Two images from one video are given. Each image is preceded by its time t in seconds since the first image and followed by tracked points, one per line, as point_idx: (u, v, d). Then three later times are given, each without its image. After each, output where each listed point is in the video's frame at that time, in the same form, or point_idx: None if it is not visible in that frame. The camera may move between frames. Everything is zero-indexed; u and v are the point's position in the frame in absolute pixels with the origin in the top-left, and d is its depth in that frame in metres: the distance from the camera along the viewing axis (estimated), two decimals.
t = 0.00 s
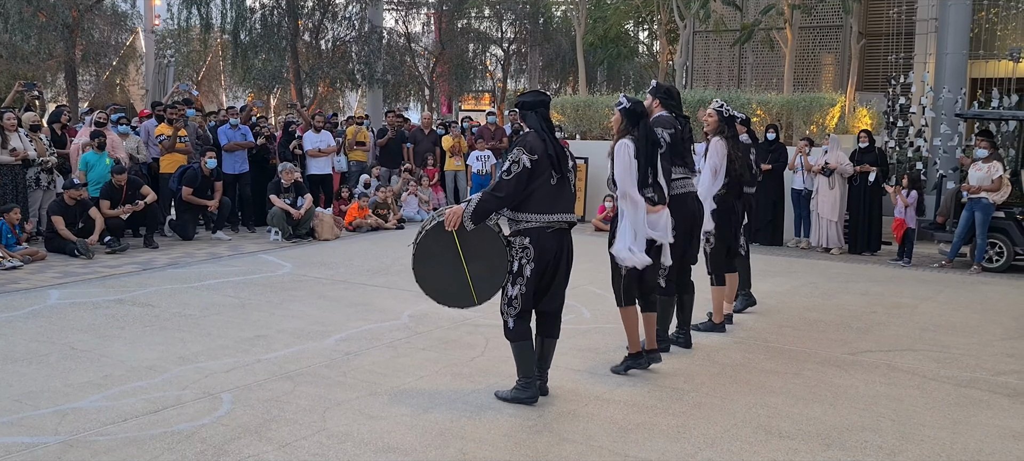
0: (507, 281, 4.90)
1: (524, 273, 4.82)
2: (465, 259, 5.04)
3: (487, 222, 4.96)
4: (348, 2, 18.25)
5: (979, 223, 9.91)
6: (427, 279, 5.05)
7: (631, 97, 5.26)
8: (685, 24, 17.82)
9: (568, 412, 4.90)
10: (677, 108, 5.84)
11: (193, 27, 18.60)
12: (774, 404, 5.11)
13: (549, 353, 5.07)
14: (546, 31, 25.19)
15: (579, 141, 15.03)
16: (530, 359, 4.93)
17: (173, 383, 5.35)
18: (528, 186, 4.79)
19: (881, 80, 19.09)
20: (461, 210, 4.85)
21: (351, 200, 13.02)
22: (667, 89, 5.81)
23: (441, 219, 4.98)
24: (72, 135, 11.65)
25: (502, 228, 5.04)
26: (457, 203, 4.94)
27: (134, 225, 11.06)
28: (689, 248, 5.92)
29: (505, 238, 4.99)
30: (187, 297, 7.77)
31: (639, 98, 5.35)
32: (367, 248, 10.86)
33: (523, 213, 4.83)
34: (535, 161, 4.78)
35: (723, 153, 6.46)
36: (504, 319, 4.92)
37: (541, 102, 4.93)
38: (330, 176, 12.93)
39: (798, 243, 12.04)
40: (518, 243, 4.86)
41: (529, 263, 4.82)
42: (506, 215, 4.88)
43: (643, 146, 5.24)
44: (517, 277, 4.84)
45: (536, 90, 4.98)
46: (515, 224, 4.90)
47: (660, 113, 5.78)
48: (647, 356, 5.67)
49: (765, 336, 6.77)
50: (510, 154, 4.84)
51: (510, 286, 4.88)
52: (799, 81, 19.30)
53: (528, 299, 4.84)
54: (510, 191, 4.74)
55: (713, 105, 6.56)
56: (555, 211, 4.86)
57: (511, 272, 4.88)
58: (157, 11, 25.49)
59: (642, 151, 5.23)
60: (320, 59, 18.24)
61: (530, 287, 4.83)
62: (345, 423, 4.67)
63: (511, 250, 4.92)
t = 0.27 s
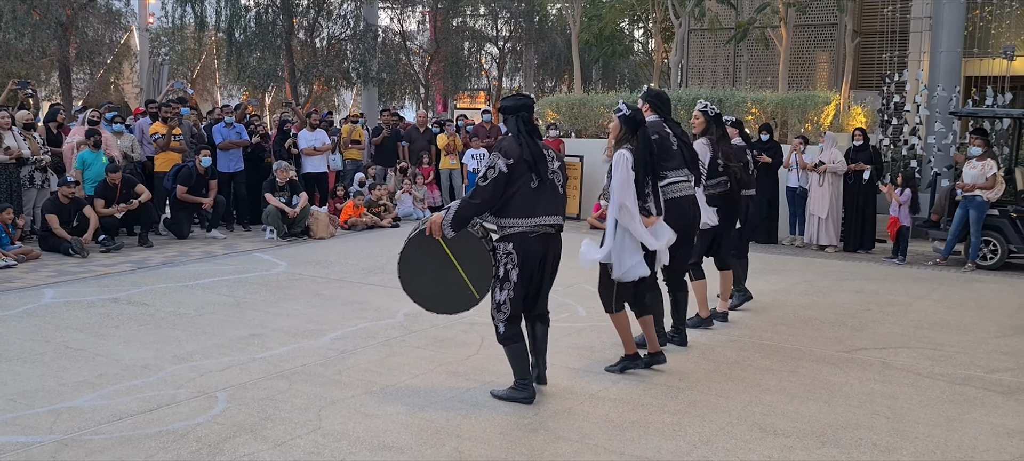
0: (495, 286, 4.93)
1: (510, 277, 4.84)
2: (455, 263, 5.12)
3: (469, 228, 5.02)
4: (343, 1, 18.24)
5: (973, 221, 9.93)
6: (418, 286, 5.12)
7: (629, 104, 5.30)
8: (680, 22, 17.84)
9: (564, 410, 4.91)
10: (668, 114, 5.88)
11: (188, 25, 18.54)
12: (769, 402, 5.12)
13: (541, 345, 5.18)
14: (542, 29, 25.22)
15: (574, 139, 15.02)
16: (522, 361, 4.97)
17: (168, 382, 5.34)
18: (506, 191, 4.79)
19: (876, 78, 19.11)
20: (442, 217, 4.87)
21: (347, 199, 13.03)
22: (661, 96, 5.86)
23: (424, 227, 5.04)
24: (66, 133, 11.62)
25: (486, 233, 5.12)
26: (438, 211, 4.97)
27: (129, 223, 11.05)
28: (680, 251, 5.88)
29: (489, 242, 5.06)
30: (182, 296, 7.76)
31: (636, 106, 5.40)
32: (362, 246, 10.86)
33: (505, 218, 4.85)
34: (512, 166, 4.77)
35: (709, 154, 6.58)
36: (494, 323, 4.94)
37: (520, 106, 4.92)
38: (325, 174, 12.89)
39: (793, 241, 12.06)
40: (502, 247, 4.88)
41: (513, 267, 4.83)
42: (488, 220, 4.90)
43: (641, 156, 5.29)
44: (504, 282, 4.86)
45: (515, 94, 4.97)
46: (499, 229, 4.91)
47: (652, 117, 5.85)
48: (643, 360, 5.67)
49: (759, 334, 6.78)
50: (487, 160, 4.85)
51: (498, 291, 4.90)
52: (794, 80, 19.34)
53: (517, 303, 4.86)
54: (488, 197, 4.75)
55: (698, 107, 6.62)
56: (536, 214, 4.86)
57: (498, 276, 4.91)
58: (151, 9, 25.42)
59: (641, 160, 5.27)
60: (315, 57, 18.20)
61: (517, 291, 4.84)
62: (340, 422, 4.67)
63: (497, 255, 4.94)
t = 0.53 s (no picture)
0: (490, 282, 4.93)
1: (505, 273, 4.85)
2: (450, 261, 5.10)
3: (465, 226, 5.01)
4: None
5: (969, 219, 9.94)
6: (417, 282, 5.17)
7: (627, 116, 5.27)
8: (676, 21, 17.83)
9: (561, 409, 4.91)
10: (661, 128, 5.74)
11: (183, 23, 18.52)
12: (766, 400, 5.13)
13: (542, 347, 5.06)
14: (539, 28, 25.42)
15: (570, 138, 15.02)
16: (518, 356, 4.95)
17: (164, 381, 5.33)
18: (502, 188, 4.80)
19: (871, 77, 19.13)
20: (438, 214, 4.86)
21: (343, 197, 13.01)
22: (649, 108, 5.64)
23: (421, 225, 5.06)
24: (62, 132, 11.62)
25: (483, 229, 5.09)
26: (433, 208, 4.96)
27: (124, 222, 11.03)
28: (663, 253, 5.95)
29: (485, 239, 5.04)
30: (178, 295, 7.75)
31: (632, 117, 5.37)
32: (359, 245, 10.85)
33: (500, 215, 4.85)
34: (507, 164, 4.78)
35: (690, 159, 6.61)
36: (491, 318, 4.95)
37: (516, 102, 4.91)
38: (322, 172, 12.87)
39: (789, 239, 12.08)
40: (497, 244, 4.87)
41: (508, 264, 4.83)
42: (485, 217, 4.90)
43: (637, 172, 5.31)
44: (499, 278, 4.87)
45: (512, 88, 4.95)
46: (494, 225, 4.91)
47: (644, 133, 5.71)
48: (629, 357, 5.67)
49: (756, 332, 6.79)
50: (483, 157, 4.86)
51: (493, 287, 4.91)
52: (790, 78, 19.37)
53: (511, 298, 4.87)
54: (482, 195, 4.76)
55: (682, 117, 6.71)
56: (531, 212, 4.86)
57: (493, 272, 4.91)
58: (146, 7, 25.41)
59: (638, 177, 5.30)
60: (311, 56, 18.17)
61: (512, 287, 4.85)
62: (337, 420, 4.67)
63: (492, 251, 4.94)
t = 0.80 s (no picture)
0: (482, 279, 4.92)
1: (501, 274, 4.85)
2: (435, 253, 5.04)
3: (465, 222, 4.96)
4: None
5: (963, 217, 9.97)
6: (402, 268, 5.10)
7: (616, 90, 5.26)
8: (671, 19, 17.82)
9: (556, 408, 4.91)
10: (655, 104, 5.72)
11: (178, 22, 18.49)
12: (761, 398, 5.13)
13: (538, 357, 4.99)
14: (533, 26, 25.15)
15: (566, 136, 15.02)
16: (500, 350, 4.98)
17: (159, 381, 5.32)
18: (508, 191, 4.79)
19: (867, 75, 19.15)
20: (438, 205, 4.84)
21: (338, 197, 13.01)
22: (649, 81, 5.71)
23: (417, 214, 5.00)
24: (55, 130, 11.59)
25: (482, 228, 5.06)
26: (433, 200, 4.93)
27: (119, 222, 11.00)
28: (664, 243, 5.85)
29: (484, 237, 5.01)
30: (172, 294, 7.73)
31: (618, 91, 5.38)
32: (354, 244, 10.83)
33: (505, 217, 4.85)
34: (515, 167, 4.77)
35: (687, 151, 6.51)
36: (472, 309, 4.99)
37: (525, 106, 4.91)
38: (317, 172, 12.83)
39: (784, 237, 12.09)
40: (500, 247, 4.87)
41: (507, 266, 4.84)
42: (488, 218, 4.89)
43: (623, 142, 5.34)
44: (492, 277, 4.87)
45: (521, 91, 4.95)
46: (498, 227, 4.91)
47: (638, 106, 5.70)
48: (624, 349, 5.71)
49: (750, 330, 6.79)
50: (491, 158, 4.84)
51: (483, 284, 4.91)
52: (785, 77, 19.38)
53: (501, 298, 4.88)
54: (487, 194, 4.75)
55: (670, 110, 6.65)
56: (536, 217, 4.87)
57: (486, 271, 4.91)
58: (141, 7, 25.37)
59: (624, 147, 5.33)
60: (306, 55, 18.14)
61: (505, 288, 4.85)
62: (332, 420, 4.66)
63: (492, 251, 4.94)
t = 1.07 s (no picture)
0: (478, 276, 4.93)
1: (494, 269, 4.85)
2: (439, 254, 5.03)
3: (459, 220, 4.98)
4: None
5: (960, 216, 9.99)
6: (398, 271, 5.06)
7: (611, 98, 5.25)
8: (668, 19, 17.82)
9: (553, 407, 4.91)
10: (656, 107, 5.80)
11: (174, 22, 18.47)
12: (758, 397, 5.14)
13: (535, 354, 5.00)
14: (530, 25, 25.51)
15: (562, 136, 15.03)
16: (497, 351, 4.98)
17: (156, 381, 5.31)
18: (502, 186, 4.79)
19: (863, 74, 19.18)
20: (435, 207, 4.87)
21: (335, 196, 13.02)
22: (649, 88, 5.75)
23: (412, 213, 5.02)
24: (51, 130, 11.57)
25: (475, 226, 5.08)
26: (430, 202, 4.96)
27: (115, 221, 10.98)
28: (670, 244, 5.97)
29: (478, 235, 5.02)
30: (169, 294, 7.73)
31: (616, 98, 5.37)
32: (351, 244, 10.83)
33: (497, 212, 4.85)
34: (510, 162, 4.78)
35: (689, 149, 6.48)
36: (473, 312, 4.96)
37: (519, 100, 4.91)
38: (313, 171, 12.82)
39: (780, 236, 12.10)
40: (490, 241, 4.87)
41: (499, 260, 4.84)
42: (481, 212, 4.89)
43: (623, 149, 5.28)
44: (487, 274, 4.87)
45: (515, 86, 4.94)
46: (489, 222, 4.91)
47: (641, 111, 5.76)
48: (632, 353, 5.70)
49: (747, 329, 6.80)
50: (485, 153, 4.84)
51: (481, 282, 4.90)
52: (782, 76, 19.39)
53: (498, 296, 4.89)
54: (484, 190, 4.74)
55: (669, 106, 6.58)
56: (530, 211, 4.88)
57: (481, 268, 4.91)
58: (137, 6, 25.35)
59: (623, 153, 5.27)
60: (303, 54, 18.13)
61: (500, 284, 4.85)
62: (330, 420, 4.66)
63: (483, 247, 4.94)
